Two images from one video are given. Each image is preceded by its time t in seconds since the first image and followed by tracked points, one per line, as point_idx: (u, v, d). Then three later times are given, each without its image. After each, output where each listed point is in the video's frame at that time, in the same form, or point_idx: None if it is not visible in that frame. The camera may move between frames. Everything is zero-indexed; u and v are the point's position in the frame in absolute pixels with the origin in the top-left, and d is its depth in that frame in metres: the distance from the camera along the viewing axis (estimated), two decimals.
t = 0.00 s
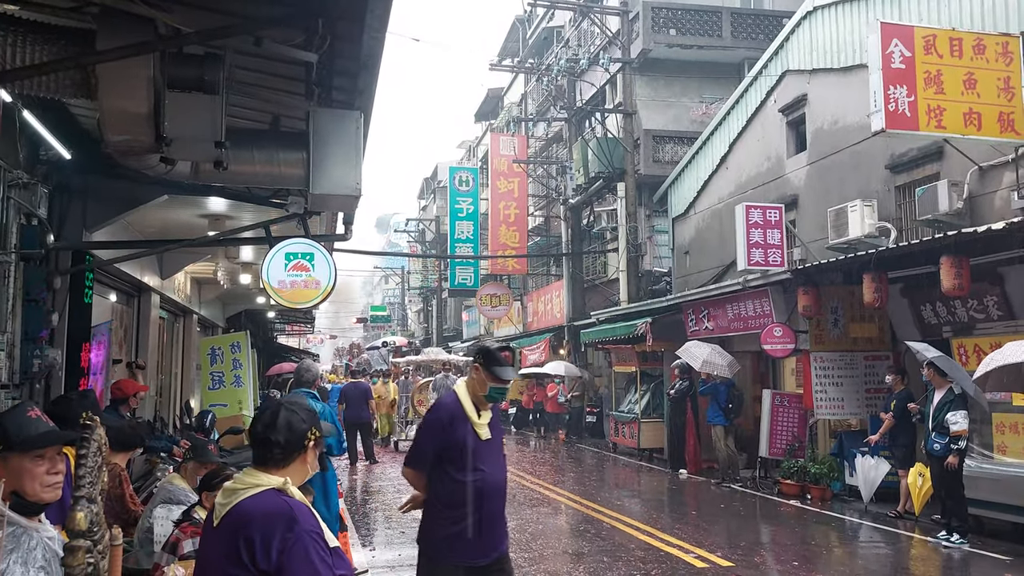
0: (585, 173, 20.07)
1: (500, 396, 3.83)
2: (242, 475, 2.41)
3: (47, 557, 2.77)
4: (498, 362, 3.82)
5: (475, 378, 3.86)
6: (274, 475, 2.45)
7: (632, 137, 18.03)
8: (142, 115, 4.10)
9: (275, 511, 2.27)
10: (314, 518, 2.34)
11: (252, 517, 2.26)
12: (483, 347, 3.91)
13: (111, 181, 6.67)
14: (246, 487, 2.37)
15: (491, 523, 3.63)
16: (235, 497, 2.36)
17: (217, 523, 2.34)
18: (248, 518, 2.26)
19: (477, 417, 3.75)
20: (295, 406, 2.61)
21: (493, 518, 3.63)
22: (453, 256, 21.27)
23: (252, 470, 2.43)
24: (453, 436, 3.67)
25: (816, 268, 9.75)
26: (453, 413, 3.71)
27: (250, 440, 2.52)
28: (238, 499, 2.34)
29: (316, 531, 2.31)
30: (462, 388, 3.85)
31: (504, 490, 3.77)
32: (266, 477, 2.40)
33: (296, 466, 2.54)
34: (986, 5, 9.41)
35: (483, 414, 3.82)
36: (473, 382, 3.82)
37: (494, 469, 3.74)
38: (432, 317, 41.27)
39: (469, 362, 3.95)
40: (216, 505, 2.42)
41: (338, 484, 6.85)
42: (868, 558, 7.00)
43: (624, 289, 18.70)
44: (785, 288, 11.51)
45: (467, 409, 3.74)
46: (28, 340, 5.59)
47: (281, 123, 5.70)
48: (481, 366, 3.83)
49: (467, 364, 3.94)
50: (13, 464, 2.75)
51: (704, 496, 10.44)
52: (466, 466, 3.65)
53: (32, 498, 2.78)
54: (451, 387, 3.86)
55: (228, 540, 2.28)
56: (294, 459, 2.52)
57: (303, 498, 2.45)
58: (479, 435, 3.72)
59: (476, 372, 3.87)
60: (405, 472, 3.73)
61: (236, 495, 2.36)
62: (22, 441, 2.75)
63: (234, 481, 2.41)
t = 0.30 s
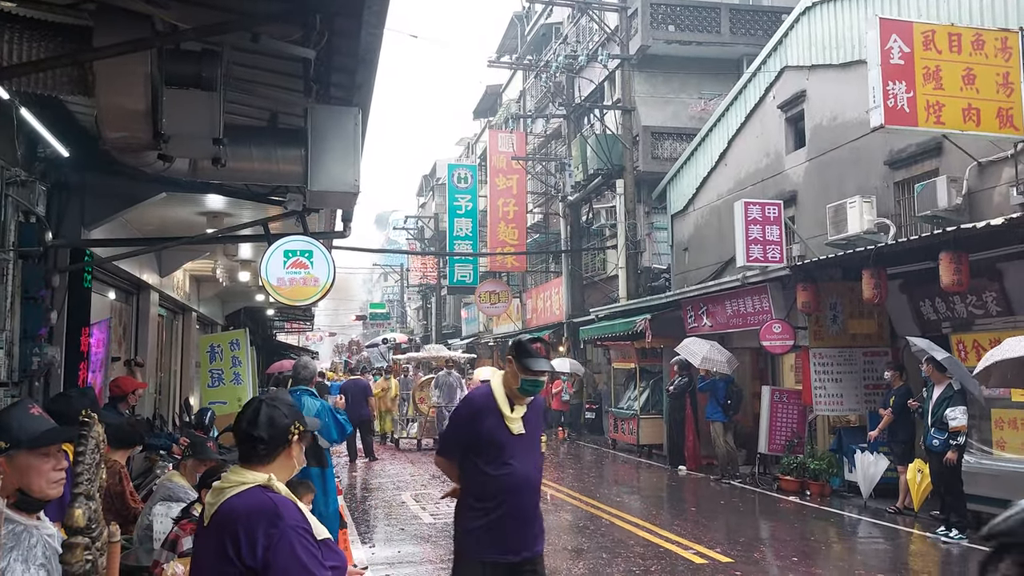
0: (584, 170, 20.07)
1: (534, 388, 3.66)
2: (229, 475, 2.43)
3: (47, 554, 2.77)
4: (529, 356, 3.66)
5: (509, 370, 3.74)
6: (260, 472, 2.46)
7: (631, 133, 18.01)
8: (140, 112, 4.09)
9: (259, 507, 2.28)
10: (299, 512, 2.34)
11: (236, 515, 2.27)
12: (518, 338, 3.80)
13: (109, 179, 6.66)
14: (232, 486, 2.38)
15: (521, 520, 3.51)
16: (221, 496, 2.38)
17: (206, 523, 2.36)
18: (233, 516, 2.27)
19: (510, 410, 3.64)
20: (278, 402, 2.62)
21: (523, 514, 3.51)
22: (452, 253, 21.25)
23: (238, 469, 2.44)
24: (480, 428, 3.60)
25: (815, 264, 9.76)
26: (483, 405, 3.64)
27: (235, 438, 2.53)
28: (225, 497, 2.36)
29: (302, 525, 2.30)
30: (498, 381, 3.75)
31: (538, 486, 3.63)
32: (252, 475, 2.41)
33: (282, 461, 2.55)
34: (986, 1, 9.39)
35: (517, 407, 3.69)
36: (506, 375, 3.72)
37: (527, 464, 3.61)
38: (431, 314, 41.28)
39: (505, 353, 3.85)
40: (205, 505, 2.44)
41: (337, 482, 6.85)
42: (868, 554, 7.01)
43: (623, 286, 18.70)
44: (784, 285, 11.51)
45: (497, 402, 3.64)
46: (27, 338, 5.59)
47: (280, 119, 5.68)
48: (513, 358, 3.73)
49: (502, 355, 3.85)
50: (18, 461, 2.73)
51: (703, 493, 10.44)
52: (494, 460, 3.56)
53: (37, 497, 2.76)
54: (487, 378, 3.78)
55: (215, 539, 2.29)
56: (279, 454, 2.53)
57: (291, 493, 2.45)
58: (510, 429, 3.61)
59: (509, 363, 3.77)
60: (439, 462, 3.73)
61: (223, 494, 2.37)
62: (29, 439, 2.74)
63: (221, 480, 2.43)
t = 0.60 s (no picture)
0: (583, 166, 20.08)
1: (544, 379, 3.57)
2: (218, 472, 2.42)
3: (46, 553, 2.78)
4: (540, 347, 3.58)
5: (522, 362, 3.67)
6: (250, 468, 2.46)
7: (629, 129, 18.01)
8: (138, 109, 4.08)
9: (248, 503, 2.28)
10: (289, 506, 2.34)
11: (227, 512, 2.27)
12: (530, 329, 3.75)
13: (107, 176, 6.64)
14: (222, 482, 2.38)
15: (533, 514, 3.41)
16: (212, 493, 2.38)
17: (199, 520, 2.38)
18: (223, 513, 2.28)
19: (520, 402, 3.57)
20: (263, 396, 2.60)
21: (534, 508, 3.42)
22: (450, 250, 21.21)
23: (227, 466, 2.45)
24: (489, 420, 3.56)
25: (813, 260, 9.77)
26: (493, 396, 3.60)
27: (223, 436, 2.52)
28: (215, 495, 2.36)
29: (291, 519, 2.30)
30: (511, 372, 3.69)
31: (552, 481, 3.51)
32: (242, 471, 2.40)
33: (271, 456, 2.54)
34: None
35: (529, 399, 3.61)
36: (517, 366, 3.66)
37: (540, 457, 3.51)
38: (429, 310, 41.28)
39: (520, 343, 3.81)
40: (199, 503, 2.45)
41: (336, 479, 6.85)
42: (866, 549, 7.03)
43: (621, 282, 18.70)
44: (783, 281, 11.51)
45: (508, 393, 3.59)
46: (26, 335, 5.58)
47: (278, 116, 5.65)
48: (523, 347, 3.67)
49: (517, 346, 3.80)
50: (20, 458, 2.71)
51: (702, 488, 10.46)
52: (504, 452, 3.50)
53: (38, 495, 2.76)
54: (501, 370, 3.74)
55: (207, 537, 2.30)
56: (267, 450, 2.52)
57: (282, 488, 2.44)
58: (520, 421, 3.53)
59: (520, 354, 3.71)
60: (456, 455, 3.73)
61: (214, 491, 2.38)
62: (32, 436, 2.71)
63: (212, 478, 2.43)
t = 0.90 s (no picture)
0: (582, 162, 20.08)
1: (539, 378, 3.46)
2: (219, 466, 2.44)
3: (45, 549, 2.76)
4: (534, 348, 3.49)
5: (516, 363, 3.56)
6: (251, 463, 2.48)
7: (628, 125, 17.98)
8: (136, 105, 4.07)
9: (242, 492, 2.28)
10: (283, 500, 2.33)
11: (221, 502, 2.28)
12: (523, 328, 3.64)
13: (106, 173, 6.63)
14: (221, 476, 2.40)
15: (535, 519, 3.31)
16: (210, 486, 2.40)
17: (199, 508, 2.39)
18: (217, 504, 2.28)
19: (515, 403, 3.46)
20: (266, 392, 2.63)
21: (537, 513, 3.32)
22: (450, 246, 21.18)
23: (231, 459, 2.48)
24: (485, 424, 3.46)
25: (812, 256, 9.79)
26: (487, 399, 3.50)
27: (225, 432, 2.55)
28: (216, 484, 2.39)
29: (283, 512, 2.30)
30: (506, 374, 3.58)
31: (553, 482, 3.40)
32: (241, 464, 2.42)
33: (268, 451, 2.57)
34: None
35: (526, 399, 3.50)
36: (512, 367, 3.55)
37: (540, 459, 3.40)
38: (429, 307, 41.27)
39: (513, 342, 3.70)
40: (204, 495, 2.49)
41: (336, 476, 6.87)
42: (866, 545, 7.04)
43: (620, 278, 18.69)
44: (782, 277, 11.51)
45: (502, 395, 3.49)
46: (25, 332, 5.58)
47: (277, 112, 5.65)
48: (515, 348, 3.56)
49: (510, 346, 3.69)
50: (19, 454, 2.72)
51: (702, 484, 10.46)
52: (501, 456, 3.40)
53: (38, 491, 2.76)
54: (496, 372, 3.62)
55: (201, 528, 2.30)
56: (265, 445, 2.55)
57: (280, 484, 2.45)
58: (516, 423, 3.43)
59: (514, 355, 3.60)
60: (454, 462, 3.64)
61: (216, 481, 2.41)
62: (32, 432, 2.73)
63: (217, 468, 2.47)
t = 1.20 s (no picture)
0: (582, 159, 20.10)
1: (528, 377, 3.21)
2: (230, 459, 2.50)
3: (45, 546, 2.78)
4: (524, 342, 3.24)
5: (504, 359, 3.31)
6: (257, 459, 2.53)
7: (629, 122, 17.96)
8: (137, 103, 4.07)
9: (233, 489, 2.33)
10: (281, 498, 2.35)
11: (221, 494, 2.34)
12: (511, 322, 3.38)
13: (106, 170, 6.63)
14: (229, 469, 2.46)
15: (526, 527, 3.08)
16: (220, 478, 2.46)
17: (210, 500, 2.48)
18: (218, 497, 2.34)
19: (503, 404, 3.21)
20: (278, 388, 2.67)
21: (527, 520, 3.09)
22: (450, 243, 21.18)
23: (239, 453, 2.53)
24: (471, 425, 3.21)
25: (813, 254, 9.81)
26: (473, 398, 3.25)
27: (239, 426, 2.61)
28: (220, 478, 2.45)
29: (275, 510, 2.30)
30: (493, 372, 3.33)
31: (545, 487, 3.16)
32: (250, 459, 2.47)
33: (271, 447, 2.57)
34: None
35: (515, 399, 3.25)
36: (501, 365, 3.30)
37: (530, 462, 3.16)
38: (429, 304, 41.32)
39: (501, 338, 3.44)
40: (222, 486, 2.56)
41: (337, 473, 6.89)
42: (866, 543, 7.04)
43: (620, 275, 18.68)
44: (782, 274, 11.51)
45: (489, 395, 3.24)
46: (25, 329, 5.58)
47: (278, 109, 5.64)
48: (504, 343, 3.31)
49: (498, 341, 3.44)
50: (20, 450, 2.72)
51: (702, 482, 10.48)
52: (489, 460, 3.15)
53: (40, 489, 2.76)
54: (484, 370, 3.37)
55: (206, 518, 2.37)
56: (269, 441, 2.56)
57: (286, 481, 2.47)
58: (504, 425, 3.18)
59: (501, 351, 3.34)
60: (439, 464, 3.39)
61: (223, 475, 2.48)
62: (31, 429, 2.73)
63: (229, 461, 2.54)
